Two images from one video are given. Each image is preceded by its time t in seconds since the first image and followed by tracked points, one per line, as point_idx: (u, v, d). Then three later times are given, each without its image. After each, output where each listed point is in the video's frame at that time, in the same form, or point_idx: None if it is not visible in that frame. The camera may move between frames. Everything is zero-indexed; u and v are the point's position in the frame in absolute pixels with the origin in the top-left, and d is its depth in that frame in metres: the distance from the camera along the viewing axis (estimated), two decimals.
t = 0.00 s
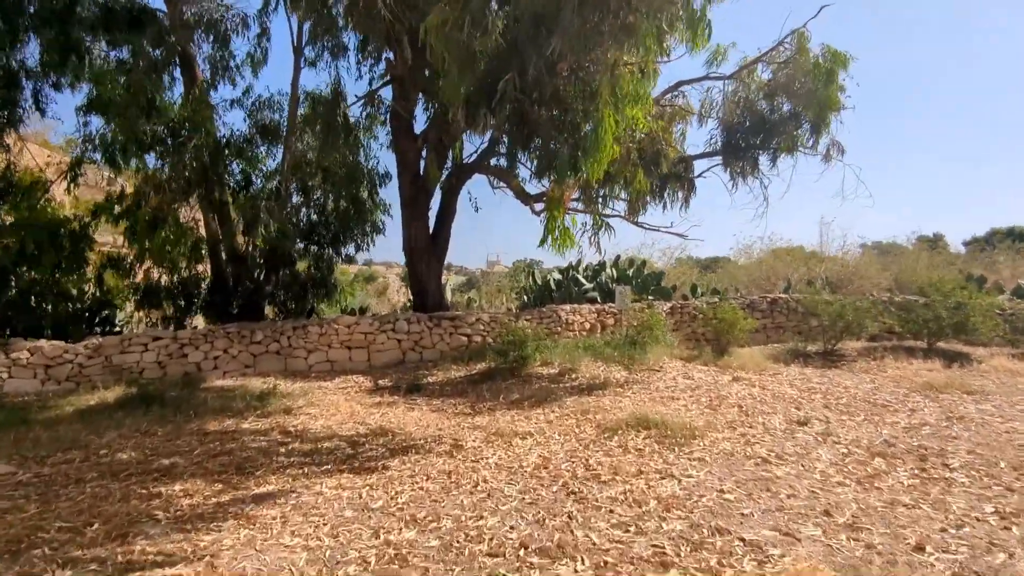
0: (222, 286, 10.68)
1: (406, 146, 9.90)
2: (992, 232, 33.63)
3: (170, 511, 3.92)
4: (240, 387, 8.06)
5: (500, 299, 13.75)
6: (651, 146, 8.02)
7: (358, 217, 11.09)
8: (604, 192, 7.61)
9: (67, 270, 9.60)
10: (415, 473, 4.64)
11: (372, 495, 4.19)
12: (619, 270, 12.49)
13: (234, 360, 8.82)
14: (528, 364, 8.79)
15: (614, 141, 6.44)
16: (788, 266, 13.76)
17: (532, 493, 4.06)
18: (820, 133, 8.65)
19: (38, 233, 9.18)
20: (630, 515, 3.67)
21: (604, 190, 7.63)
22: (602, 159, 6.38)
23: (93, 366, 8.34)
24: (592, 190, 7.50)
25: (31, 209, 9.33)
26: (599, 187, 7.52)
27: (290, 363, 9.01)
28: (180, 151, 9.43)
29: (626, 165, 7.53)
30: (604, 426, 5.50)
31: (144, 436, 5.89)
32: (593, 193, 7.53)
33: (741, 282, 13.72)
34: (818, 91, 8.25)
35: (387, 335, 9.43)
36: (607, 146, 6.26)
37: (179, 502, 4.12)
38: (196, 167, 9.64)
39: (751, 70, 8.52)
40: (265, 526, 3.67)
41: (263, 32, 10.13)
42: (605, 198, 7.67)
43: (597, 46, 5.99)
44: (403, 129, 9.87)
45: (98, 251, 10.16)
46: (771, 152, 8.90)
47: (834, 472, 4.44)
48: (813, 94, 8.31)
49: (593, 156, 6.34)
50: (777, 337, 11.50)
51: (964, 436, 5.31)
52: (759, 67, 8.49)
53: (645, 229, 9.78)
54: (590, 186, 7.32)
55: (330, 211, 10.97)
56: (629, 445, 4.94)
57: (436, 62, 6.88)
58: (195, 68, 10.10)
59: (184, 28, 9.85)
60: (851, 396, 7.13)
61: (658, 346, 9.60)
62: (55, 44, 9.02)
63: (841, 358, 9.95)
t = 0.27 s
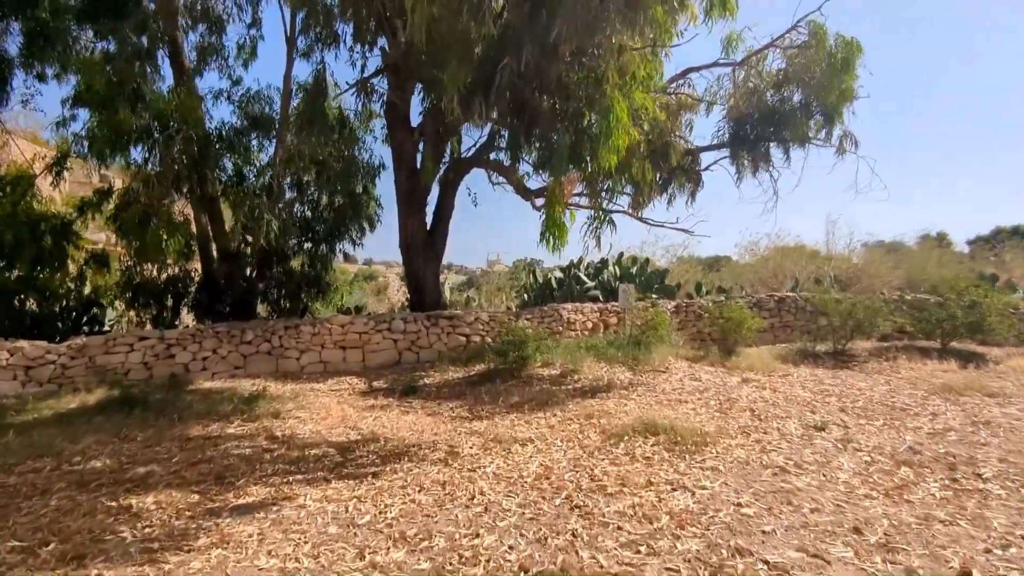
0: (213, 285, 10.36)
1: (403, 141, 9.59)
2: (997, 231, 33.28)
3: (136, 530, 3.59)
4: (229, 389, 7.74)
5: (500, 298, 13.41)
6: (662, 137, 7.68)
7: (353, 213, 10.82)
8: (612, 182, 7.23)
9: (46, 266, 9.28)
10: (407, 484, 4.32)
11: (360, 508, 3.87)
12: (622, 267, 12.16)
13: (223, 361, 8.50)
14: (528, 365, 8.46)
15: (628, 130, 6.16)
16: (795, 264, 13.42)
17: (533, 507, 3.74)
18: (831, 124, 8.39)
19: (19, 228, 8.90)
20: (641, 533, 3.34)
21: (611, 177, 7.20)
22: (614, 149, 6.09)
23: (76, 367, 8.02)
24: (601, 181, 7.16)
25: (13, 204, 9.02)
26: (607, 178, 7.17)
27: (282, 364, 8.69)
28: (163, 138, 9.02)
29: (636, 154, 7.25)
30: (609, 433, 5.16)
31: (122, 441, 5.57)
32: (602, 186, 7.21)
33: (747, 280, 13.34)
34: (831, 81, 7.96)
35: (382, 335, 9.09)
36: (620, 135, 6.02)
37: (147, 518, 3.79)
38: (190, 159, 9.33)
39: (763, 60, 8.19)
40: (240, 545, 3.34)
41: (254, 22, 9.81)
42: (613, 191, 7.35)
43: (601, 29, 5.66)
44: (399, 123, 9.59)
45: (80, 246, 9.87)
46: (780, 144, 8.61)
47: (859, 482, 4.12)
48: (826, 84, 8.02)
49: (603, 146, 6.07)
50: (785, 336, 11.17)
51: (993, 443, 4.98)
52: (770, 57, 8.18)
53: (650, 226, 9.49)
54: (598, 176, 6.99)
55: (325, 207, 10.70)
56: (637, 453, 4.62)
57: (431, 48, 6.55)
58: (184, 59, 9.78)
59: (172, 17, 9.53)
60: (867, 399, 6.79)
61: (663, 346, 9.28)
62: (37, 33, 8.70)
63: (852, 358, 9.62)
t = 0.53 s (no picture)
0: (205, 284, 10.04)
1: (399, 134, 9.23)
2: (1003, 225, 32.88)
3: (99, 560, 3.27)
4: (218, 393, 7.43)
5: (500, 296, 13.09)
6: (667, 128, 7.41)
7: (350, 209, 10.49)
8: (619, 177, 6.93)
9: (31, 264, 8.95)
10: (399, 501, 4.00)
11: (348, 531, 3.55)
12: (626, 265, 11.82)
13: (213, 363, 8.19)
14: (530, 366, 8.14)
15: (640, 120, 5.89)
16: (804, 261, 13.08)
17: (537, 530, 3.42)
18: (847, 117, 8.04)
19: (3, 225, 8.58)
20: (655, 563, 3.02)
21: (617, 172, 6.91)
22: (626, 140, 5.82)
23: (60, 370, 7.71)
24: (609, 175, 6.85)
25: None
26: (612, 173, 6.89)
27: (274, 365, 8.38)
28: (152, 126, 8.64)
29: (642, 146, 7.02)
30: (617, 444, 4.84)
31: (99, 452, 5.25)
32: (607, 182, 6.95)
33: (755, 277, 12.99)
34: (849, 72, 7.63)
35: (379, 335, 8.77)
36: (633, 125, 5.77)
37: (114, 542, 3.48)
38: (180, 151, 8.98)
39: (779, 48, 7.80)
40: None
41: (245, 11, 9.48)
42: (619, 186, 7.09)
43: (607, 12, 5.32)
44: (396, 115, 9.25)
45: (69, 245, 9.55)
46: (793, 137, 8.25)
47: (890, 500, 3.79)
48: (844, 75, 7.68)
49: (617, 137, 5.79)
50: (794, 335, 10.84)
51: None
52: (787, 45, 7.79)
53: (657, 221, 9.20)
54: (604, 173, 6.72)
55: (320, 204, 10.38)
56: (647, 467, 4.29)
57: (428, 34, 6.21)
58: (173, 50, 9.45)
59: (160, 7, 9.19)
60: (886, 403, 6.45)
61: (670, 346, 8.95)
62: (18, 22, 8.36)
63: (865, 358, 9.28)
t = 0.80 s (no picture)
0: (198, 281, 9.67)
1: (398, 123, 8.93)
2: (1012, 218, 32.38)
3: None
4: (210, 394, 7.14)
5: (503, 291, 12.78)
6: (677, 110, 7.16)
7: (347, 200, 10.29)
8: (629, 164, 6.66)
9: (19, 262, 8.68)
10: (395, 514, 3.71)
11: (340, 549, 3.26)
12: (632, 259, 11.50)
13: (205, 363, 7.90)
14: (534, 364, 7.85)
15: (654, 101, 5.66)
16: (815, 254, 12.73)
17: (546, 550, 3.12)
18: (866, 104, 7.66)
19: None
20: None
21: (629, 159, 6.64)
22: (638, 121, 5.58)
23: (46, 370, 7.43)
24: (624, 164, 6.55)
25: None
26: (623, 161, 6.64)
27: (269, 364, 8.10)
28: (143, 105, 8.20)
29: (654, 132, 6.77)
30: (628, 449, 4.54)
31: (79, 458, 4.96)
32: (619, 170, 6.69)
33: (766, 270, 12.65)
34: (868, 57, 7.28)
35: (377, 332, 8.47)
36: (646, 105, 5.54)
37: (83, 564, 3.19)
38: (171, 141, 8.63)
39: (794, 31, 7.49)
40: None
41: None
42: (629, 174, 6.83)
43: None
44: (395, 103, 8.95)
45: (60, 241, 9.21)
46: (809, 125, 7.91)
47: (929, 512, 3.49)
48: (863, 60, 7.34)
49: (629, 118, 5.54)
50: (806, 330, 10.51)
51: None
52: (802, 28, 7.48)
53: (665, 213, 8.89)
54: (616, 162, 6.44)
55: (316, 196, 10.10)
56: (661, 476, 3.99)
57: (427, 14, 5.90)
58: (163, 39, 9.13)
59: None
60: (910, 402, 6.13)
61: (679, 342, 8.64)
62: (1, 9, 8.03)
63: (881, 355, 8.96)
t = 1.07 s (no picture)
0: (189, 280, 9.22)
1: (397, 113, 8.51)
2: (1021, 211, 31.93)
3: None
4: (199, 397, 6.80)
5: (506, 288, 12.43)
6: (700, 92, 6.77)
7: (347, 198, 9.69)
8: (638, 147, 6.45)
9: None
10: (390, 535, 3.37)
11: None
12: (639, 255, 11.15)
13: (195, 364, 7.56)
14: (539, 365, 7.51)
15: (666, 85, 5.22)
16: (827, 249, 12.37)
17: None
18: (888, 91, 7.32)
19: None
20: None
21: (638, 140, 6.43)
22: (647, 107, 5.17)
23: (28, 372, 7.10)
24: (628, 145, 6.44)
25: None
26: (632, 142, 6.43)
27: (262, 366, 7.76)
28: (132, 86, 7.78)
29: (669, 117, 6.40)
30: (643, 461, 4.19)
31: (53, 469, 4.63)
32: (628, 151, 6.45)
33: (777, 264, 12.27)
34: (893, 41, 6.94)
35: (374, 331, 8.13)
36: (656, 89, 5.11)
37: None
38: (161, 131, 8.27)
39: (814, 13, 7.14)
40: None
41: None
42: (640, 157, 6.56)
43: None
44: (393, 92, 8.54)
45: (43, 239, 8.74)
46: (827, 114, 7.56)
47: (981, 534, 3.13)
48: (886, 44, 7.00)
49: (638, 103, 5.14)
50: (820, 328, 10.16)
51: None
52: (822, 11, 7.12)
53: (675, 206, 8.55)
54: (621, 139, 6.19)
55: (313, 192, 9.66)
56: (680, 491, 3.65)
57: None
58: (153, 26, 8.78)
59: None
60: (939, 405, 5.78)
61: (690, 340, 8.30)
62: None
63: (900, 353, 8.61)
